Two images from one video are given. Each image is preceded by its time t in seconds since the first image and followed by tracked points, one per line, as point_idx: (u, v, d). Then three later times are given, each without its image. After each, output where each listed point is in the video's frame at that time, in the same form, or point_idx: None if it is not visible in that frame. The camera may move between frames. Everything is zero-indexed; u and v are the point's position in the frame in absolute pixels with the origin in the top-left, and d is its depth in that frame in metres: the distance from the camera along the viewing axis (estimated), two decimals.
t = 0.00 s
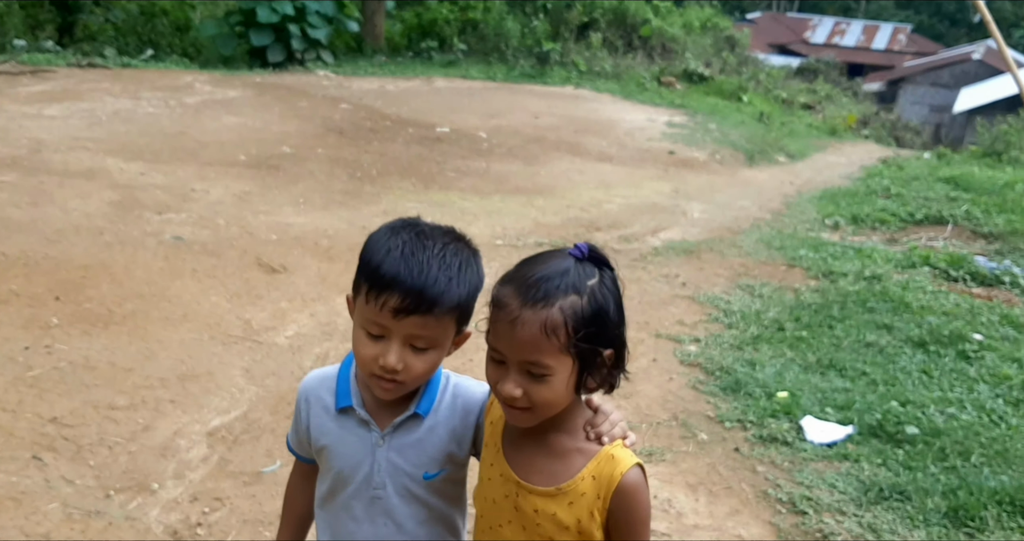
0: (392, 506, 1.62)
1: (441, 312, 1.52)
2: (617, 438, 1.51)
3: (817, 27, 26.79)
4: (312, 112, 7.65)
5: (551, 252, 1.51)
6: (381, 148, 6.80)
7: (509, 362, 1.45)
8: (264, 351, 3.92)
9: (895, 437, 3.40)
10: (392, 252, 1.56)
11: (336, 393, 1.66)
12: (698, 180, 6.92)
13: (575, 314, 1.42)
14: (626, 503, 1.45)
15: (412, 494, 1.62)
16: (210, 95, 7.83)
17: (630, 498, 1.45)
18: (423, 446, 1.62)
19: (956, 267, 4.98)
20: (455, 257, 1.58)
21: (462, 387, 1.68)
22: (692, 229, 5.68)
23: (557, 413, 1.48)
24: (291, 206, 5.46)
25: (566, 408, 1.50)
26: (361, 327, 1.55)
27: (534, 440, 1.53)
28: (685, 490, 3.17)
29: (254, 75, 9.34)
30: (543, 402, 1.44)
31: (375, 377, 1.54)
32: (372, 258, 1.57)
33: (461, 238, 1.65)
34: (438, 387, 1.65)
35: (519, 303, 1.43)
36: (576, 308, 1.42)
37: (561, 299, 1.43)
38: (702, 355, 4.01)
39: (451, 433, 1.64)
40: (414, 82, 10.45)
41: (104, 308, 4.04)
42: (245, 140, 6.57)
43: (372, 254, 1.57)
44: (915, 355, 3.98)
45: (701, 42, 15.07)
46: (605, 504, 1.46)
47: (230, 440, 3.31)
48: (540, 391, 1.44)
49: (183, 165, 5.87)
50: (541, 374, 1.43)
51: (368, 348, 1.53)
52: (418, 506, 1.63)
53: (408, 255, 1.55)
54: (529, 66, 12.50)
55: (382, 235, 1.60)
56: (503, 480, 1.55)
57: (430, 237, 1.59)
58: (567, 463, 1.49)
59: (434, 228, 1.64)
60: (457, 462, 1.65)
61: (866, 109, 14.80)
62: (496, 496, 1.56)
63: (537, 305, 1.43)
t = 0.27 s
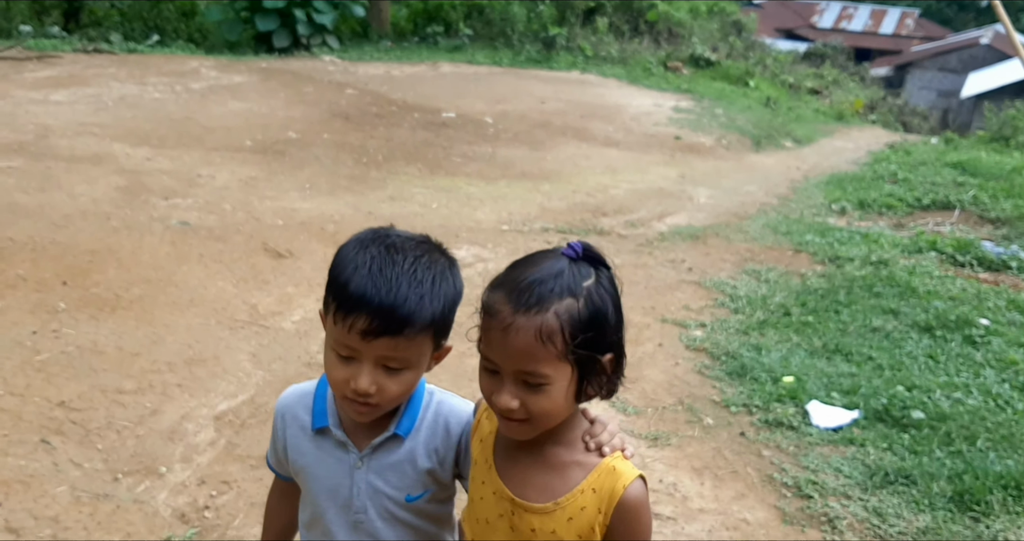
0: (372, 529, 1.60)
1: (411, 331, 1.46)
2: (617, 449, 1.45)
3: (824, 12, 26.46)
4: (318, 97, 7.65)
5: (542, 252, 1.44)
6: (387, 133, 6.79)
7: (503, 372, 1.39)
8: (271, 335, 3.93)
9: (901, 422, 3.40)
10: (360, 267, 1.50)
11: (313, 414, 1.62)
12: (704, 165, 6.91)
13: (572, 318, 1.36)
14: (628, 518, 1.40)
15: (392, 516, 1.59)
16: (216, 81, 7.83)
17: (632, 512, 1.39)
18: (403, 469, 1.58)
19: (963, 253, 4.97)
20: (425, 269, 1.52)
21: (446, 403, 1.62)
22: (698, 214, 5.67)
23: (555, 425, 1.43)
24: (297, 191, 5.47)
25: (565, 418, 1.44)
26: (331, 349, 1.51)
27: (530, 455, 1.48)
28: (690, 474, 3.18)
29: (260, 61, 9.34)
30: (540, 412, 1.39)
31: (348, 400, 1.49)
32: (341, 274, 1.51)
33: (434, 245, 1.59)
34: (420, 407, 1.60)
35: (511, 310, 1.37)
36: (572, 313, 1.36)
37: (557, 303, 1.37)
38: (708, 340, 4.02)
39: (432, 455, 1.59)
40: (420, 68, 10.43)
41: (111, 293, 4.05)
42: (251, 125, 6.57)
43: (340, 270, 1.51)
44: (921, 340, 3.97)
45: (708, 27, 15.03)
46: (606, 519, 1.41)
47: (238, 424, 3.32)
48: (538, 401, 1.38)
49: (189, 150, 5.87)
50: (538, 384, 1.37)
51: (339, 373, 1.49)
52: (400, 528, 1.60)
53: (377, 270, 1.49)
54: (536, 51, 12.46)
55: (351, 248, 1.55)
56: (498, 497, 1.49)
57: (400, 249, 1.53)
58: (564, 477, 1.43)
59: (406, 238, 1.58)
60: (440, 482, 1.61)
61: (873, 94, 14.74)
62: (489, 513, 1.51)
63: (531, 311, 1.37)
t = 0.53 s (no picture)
0: None
1: (365, 341, 1.39)
2: (626, 431, 1.48)
3: None
4: (326, 75, 7.64)
5: (552, 242, 1.40)
6: (395, 111, 6.79)
7: (518, 375, 1.37)
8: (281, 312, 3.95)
9: (909, 399, 3.41)
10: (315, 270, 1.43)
11: (278, 424, 1.56)
12: (713, 143, 6.89)
13: (591, 318, 1.34)
14: (647, 499, 1.42)
15: (362, 532, 1.53)
16: (224, 59, 7.82)
17: (651, 492, 1.42)
18: (373, 480, 1.52)
19: (973, 231, 4.97)
20: (386, 274, 1.45)
21: (420, 412, 1.57)
22: (707, 192, 5.67)
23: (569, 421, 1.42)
24: (307, 169, 5.47)
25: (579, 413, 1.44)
26: (287, 356, 1.45)
27: (540, 450, 1.48)
28: (698, 450, 3.20)
29: (269, 38, 9.32)
30: (558, 413, 1.38)
31: (306, 408, 1.43)
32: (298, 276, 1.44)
33: (397, 241, 1.52)
34: (391, 417, 1.54)
35: (528, 312, 1.34)
36: (593, 316, 1.34)
37: (576, 302, 1.34)
38: (717, 317, 4.02)
39: (404, 467, 1.53)
40: (429, 45, 10.40)
41: (122, 269, 4.07)
42: (260, 103, 6.57)
43: (297, 271, 1.44)
44: (930, 318, 3.97)
45: (716, 7, 14.96)
46: (625, 503, 1.43)
47: (249, 399, 3.34)
48: (555, 403, 1.37)
49: (198, 128, 5.88)
50: (557, 386, 1.36)
51: (293, 381, 1.43)
52: None
53: (333, 273, 1.42)
54: (544, 29, 12.41)
55: (310, 248, 1.47)
56: (509, 494, 1.49)
57: (360, 250, 1.46)
58: (578, 465, 1.45)
59: (368, 236, 1.51)
60: (413, 495, 1.55)
61: (883, 73, 14.65)
62: (498, 510, 1.50)
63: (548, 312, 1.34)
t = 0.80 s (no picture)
0: (328, 526, 1.41)
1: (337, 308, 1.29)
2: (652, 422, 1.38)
3: None
4: (338, 42, 7.62)
5: (576, 223, 1.29)
6: (408, 78, 6.78)
7: (546, 367, 1.26)
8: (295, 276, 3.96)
9: (922, 363, 3.41)
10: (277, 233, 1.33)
11: (266, 393, 1.45)
12: (726, 110, 6.87)
13: (627, 305, 1.25)
14: (679, 492, 1.32)
15: (354, 511, 1.41)
16: (236, 25, 7.81)
17: (682, 485, 1.32)
18: (367, 456, 1.41)
19: (988, 198, 4.95)
20: (353, 234, 1.34)
21: (418, 385, 1.45)
22: (721, 158, 5.66)
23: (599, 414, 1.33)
24: (319, 135, 5.47)
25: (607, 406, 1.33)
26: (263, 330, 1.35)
27: (561, 443, 1.37)
28: (711, 412, 3.21)
29: (280, 4, 9.30)
30: (591, 407, 1.28)
31: (287, 383, 1.34)
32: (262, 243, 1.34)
33: (366, 198, 1.40)
34: (386, 389, 1.43)
35: (559, 300, 1.23)
36: (627, 303, 1.25)
37: (610, 288, 1.24)
38: (730, 282, 4.02)
39: (400, 443, 1.42)
40: (440, 12, 10.36)
41: (137, 233, 4.09)
42: (272, 69, 6.57)
43: (261, 237, 1.34)
44: (944, 283, 3.97)
45: None
46: (656, 496, 1.33)
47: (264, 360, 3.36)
48: (587, 396, 1.27)
49: (210, 94, 5.88)
50: (590, 378, 1.26)
51: (272, 356, 1.33)
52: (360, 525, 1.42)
53: (294, 237, 1.32)
54: None
55: (272, 212, 1.37)
56: (531, 491, 1.37)
57: (322, 210, 1.35)
58: (602, 458, 1.34)
59: (335, 194, 1.39)
60: (410, 473, 1.44)
61: (899, 40, 14.52)
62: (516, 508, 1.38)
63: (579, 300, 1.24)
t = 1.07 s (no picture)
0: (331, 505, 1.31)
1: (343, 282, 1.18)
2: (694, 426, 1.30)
3: None
4: None
5: (616, 213, 1.19)
6: (421, 33, 6.74)
7: (586, 368, 1.16)
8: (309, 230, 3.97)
9: (937, 315, 3.41)
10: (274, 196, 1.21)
11: (264, 360, 1.34)
12: (742, 67, 6.82)
13: (674, 301, 1.15)
14: (724, 499, 1.26)
15: (359, 492, 1.31)
16: None
17: (727, 494, 1.26)
18: (374, 433, 1.30)
19: (1005, 152, 4.92)
20: (355, 197, 1.22)
21: (427, 358, 1.34)
22: (736, 114, 5.64)
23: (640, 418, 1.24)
24: (332, 90, 5.46)
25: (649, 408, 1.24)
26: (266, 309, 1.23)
27: (598, 448, 1.29)
28: (725, 365, 3.21)
29: None
30: (634, 410, 1.19)
31: (297, 357, 1.24)
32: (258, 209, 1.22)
33: (367, 155, 1.29)
34: (395, 360, 1.32)
35: (600, 297, 1.14)
36: (672, 300, 1.15)
37: (656, 282, 1.15)
38: (745, 237, 4.01)
39: (409, 419, 1.31)
40: None
41: (152, 188, 4.10)
42: (285, 25, 6.55)
43: (255, 203, 1.22)
44: (960, 237, 3.96)
45: None
46: (699, 505, 1.27)
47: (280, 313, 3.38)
48: (631, 399, 1.18)
49: (223, 50, 5.86)
50: (633, 380, 1.17)
51: (278, 336, 1.23)
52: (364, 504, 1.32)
53: (293, 201, 1.20)
54: None
55: (266, 174, 1.25)
56: (567, 497, 1.29)
57: (320, 170, 1.23)
58: (644, 465, 1.27)
59: (332, 153, 1.28)
60: (417, 452, 1.33)
61: None
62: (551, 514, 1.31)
63: (622, 298, 1.14)
